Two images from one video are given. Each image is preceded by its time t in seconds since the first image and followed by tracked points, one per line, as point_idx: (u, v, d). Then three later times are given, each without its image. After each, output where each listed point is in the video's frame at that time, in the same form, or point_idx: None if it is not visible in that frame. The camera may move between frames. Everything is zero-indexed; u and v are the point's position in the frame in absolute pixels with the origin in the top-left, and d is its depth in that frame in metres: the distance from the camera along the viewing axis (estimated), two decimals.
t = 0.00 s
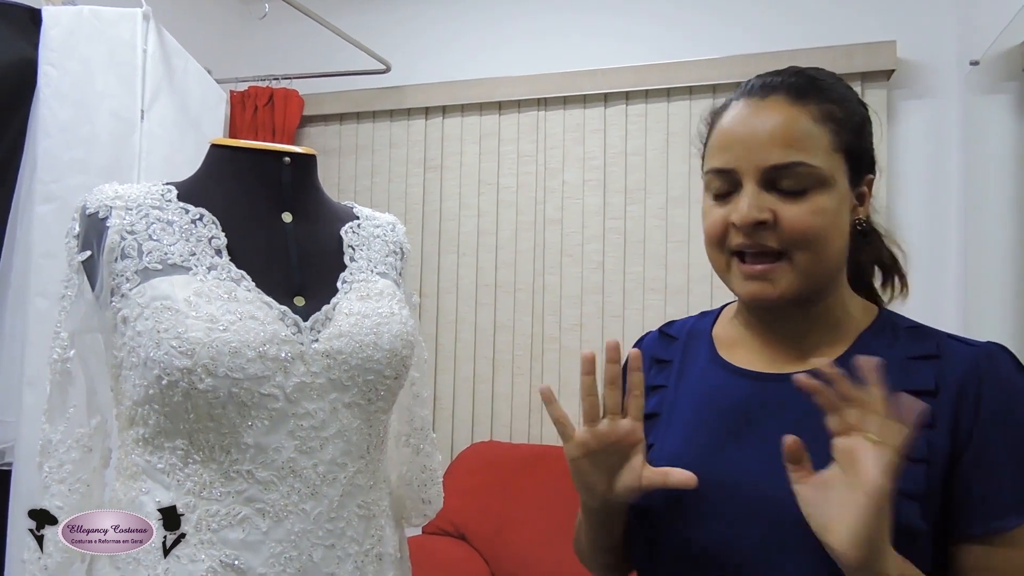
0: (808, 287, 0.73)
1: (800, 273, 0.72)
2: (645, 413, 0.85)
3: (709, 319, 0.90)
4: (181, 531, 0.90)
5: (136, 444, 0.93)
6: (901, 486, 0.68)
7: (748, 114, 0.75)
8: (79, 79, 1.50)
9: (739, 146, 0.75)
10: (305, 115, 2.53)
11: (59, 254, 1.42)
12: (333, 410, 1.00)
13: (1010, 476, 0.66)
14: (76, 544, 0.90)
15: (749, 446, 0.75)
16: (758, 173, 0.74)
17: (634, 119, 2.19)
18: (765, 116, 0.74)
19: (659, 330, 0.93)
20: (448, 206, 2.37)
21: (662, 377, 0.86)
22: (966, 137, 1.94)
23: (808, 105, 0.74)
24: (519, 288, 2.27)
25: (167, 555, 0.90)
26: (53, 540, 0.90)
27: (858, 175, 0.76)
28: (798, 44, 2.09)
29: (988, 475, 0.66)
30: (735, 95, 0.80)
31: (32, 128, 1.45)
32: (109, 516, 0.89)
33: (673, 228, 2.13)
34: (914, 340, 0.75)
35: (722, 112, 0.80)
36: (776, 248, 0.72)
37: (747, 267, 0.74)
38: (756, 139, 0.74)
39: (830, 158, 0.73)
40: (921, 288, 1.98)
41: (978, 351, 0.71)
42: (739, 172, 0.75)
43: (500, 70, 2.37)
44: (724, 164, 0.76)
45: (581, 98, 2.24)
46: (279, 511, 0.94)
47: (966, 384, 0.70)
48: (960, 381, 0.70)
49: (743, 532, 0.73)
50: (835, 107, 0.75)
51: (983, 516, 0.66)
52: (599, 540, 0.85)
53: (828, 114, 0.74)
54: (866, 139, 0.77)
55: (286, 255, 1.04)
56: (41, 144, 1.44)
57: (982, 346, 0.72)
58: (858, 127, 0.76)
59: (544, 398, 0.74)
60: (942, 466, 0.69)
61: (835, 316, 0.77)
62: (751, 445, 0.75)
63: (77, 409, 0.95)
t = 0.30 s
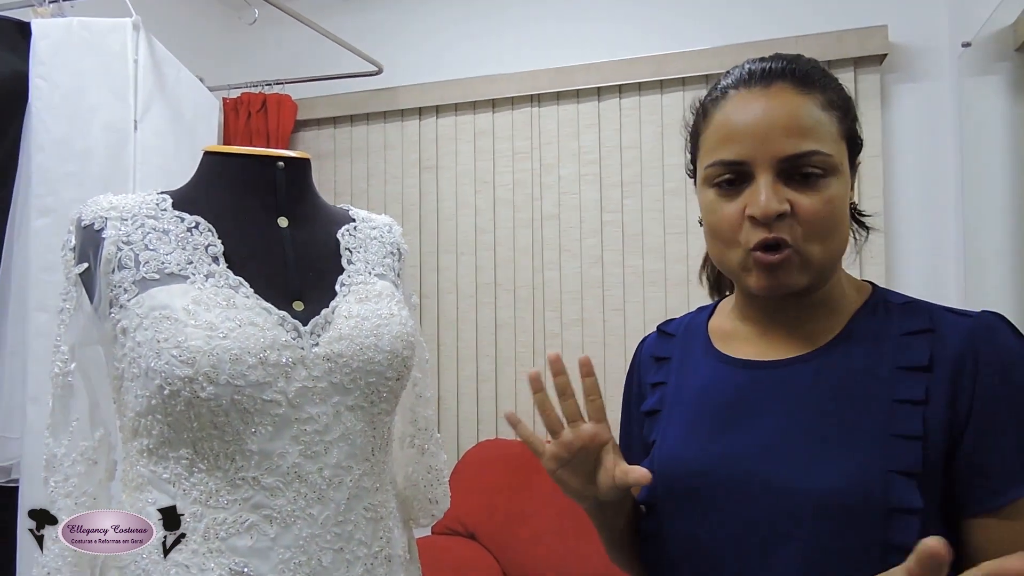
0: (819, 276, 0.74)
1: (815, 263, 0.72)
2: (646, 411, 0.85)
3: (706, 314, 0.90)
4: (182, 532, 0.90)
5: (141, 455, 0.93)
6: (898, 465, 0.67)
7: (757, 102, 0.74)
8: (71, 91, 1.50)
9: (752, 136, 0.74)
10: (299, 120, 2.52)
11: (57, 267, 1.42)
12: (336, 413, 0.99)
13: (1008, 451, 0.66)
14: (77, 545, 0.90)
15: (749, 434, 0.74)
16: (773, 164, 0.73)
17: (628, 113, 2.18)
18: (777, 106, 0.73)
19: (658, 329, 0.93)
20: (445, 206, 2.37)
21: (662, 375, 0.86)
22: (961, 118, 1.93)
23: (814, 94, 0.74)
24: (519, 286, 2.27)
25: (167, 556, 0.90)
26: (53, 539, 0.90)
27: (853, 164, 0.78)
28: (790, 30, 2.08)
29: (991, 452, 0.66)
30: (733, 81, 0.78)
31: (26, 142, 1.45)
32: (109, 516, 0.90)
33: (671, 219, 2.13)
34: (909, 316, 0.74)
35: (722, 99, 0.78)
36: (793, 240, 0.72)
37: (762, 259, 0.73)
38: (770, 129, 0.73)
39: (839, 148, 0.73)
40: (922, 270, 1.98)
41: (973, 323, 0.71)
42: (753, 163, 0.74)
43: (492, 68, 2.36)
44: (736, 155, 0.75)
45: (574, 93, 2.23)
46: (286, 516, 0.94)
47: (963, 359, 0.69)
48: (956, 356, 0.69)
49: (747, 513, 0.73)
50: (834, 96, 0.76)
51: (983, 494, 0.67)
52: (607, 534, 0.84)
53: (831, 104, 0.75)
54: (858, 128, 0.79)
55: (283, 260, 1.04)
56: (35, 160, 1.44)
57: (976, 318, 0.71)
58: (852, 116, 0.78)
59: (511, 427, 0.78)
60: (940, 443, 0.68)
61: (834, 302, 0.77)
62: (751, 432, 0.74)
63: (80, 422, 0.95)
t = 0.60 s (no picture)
0: (809, 272, 0.73)
1: (803, 258, 0.72)
2: (643, 411, 0.86)
3: (702, 313, 0.90)
4: (182, 531, 0.90)
5: (138, 449, 0.93)
6: (897, 466, 0.67)
7: (748, 96, 0.74)
8: (71, 85, 1.49)
9: (742, 129, 0.74)
10: (299, 116, 2.52)
11: (55, 260, 1.41)
12: (333, 408, 0.99)
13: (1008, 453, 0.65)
14: (77, 545, 0.90)
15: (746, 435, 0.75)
16: (762, 157, 0.73)
17: (629, 111, 2.18)
18: (768, 99, 0.73)
19: (653, 326, 0.93)
20: (444, 202, 2.36)
21: (657, 375, 0.86)
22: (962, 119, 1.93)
23: (806, 89, 0.74)
24: (519, 283, 2.27)
25: (167, 555, 0.89)
26: (53, 538, 0.90)
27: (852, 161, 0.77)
28: (792, 30, 2.08)
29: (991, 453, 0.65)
30: (730, 77, 0.79)
31: (26, 136, 1.46)
32: (108, 516, 0.90)
33: (671, 218, 2.13)
34: (906, 317, 0.74)
35: (717, 95, 0.79)
36: (780, 233, 0.72)
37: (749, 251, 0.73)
38: (759, 122, 0.73)
39: (831, 143, 0.73)
40: (920, 271, 1.98)
41: (969, 324, 0.70)
42: (743, 156, 0.74)
43: (493, 65, 2.36)
44: (726, 148, 0.75)
45: (575, 91, 2.23)
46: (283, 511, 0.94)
47: (955, 357, 0.69)
48: (950, 357, 0.69)
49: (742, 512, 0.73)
50: (830, 92, 0.76)
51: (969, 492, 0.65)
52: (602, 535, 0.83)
53: (826, 99, 0.74)
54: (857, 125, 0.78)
55: (282, 254, 1.04)
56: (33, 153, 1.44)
57: (974, 320, 0.71)
58: (850, 112, 0.77)
59: (601, 489, 0.64)
60: (940, 445, 0.68)
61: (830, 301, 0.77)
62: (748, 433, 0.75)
63: (77, 415, 0.95)
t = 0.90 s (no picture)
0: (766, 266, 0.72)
1: (753, 251, 0.71)
2: (642, 403, 0.86)
3: (707, 307, 0.90)
4: (181, 531, 0.90)
5: (135, 444, 0.93)
6: (901, 473, 0.67)
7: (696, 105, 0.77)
8: (70, 79, 1.49)
9: (688, 135, 0.76)
10: (299, 112, 2.52)
11: (54, 255, 1.41)
12: (331, 404, 0.99)
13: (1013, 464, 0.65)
14: (77, 545, 0.90)
15: (745, 431, 0.75)
16: (706, 159, 0.74)
17: (629, 108, 2.18)
18: (709, 105, 0.75)
19: (656, 317, 0.94)
20: (444, 199, 2.36)
21: (658, 367, 0.87)
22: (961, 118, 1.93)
23: (750, 86, 0.74)
24: (518, 280, 2.27)
25: (167, 556, 0.89)
26: (54, 539, 0.90)
27: (827, 147, 0.73)
28: (792, 28, 2.08)
29: (998, 465, 0.65)
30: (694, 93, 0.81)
31: (25, 131, 1.45)
32: (109, 516, 0.89)
33: (670, 215, 2.13)
34: (918, 324, 0.73)
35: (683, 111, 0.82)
36: (727, 229, 0.72)
37: (703, 250, 0.74)
38: (701, 127, 0.75)
39: (776, 133, 0.71)
40: (919, 269, 1.98)
41: (983, 336, 0.70)
42: (692, 161, 0.76)
43: (493, 62, 2.36)
44: (676, 155, 0.78)
45: (575, 88, 2.23)
46: (280, 507, 0.94)
47: (969, 370, 0.68)
48: (963, 368, 0.69)
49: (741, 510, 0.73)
50: (786, 83, 0.74)
51: (979, 507, 0.65)
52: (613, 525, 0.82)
53: (774, 93, 0.73)
54: (831, 109, 0.74)
55: (279, 250, 1.04)
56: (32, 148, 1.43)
57: (987, 332, 0.71)
58: (818, 98, 0.74)
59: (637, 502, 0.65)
60: (945, 454, 0.68)
61: (829, 300, 0.76)
62: (749, 429, 0.75)
63: (75, 410, 0.95)
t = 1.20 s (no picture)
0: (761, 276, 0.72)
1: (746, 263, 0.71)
2: (648, 394, 0.87)
3: (721, 302, 0.91)
4: (182, 531, 0.90)
5: (136, 442, 0.93)
6: (896, 478, 0.67)
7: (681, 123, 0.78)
8: (70, 77, 1.49)
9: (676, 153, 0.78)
10: (298, 110, 2.52)
11: (54, 253, 1.41)
12: (331, 402, 1.00)
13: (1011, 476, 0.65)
14: (77, 544, 0.90)
15: (746, 428, 0.75)
16: (695, 173, 0.75)
17: (628, 106, 2.18)
18: (692, 122, 0.76)
19: (670, 310, 0.95)
20: (443, 197, 2.36)
21: (666, 358, 0.88)
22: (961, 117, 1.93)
23: (730, 97, 0.74)
24: (517, 278, 2.27)
25: (167, 556, 0.89)
26: (53, 539, 0.90)
27: (818, 148, 0.71)
28: (791, 26, 2.08)
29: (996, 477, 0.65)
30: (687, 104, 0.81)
31: (25, 129, 1.45)
32: (109, 516, 0.89)
33: (670, 213, 2.13)
34: (928, 327, 0.72)
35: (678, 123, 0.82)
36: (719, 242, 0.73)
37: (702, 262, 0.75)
38: (686, 144, 0.76)
39: (757, 142, 0.71)
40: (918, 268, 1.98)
41: (996, 345, 0.68)
42: (684, 176, 0.77)
43: (493, 60, 2.36)
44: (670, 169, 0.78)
45: (575, 86, 2.23)
46: (281, 505, 0.94)
47: (976, 380, 0.67)
48: (969, 376, 0.68)
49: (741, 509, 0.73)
50: (767, 89, 0.73)
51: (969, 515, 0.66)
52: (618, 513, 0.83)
53: (756, 101, 0.73)
54: (820, 108, 0.72)
55: (280, 249, 1.04)
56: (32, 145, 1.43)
57: (1000, 341, 0.69)
58: (804, 99, 0.72)
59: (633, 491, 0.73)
60: (942, 460, 0.68)
61: (838, 300, 0.75)
62: (751, 426, 0.75)
63: (76, 408, 0.95)
